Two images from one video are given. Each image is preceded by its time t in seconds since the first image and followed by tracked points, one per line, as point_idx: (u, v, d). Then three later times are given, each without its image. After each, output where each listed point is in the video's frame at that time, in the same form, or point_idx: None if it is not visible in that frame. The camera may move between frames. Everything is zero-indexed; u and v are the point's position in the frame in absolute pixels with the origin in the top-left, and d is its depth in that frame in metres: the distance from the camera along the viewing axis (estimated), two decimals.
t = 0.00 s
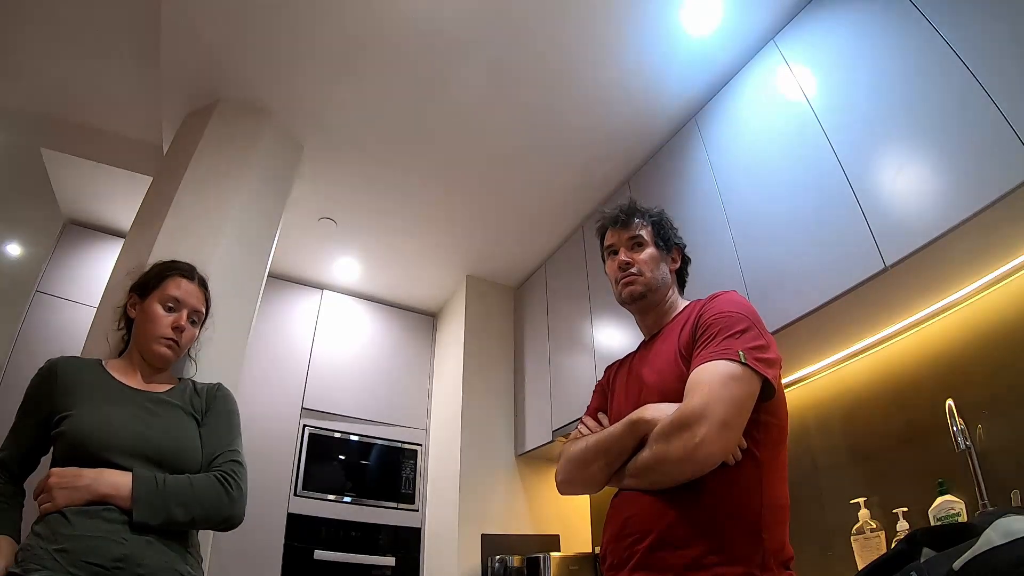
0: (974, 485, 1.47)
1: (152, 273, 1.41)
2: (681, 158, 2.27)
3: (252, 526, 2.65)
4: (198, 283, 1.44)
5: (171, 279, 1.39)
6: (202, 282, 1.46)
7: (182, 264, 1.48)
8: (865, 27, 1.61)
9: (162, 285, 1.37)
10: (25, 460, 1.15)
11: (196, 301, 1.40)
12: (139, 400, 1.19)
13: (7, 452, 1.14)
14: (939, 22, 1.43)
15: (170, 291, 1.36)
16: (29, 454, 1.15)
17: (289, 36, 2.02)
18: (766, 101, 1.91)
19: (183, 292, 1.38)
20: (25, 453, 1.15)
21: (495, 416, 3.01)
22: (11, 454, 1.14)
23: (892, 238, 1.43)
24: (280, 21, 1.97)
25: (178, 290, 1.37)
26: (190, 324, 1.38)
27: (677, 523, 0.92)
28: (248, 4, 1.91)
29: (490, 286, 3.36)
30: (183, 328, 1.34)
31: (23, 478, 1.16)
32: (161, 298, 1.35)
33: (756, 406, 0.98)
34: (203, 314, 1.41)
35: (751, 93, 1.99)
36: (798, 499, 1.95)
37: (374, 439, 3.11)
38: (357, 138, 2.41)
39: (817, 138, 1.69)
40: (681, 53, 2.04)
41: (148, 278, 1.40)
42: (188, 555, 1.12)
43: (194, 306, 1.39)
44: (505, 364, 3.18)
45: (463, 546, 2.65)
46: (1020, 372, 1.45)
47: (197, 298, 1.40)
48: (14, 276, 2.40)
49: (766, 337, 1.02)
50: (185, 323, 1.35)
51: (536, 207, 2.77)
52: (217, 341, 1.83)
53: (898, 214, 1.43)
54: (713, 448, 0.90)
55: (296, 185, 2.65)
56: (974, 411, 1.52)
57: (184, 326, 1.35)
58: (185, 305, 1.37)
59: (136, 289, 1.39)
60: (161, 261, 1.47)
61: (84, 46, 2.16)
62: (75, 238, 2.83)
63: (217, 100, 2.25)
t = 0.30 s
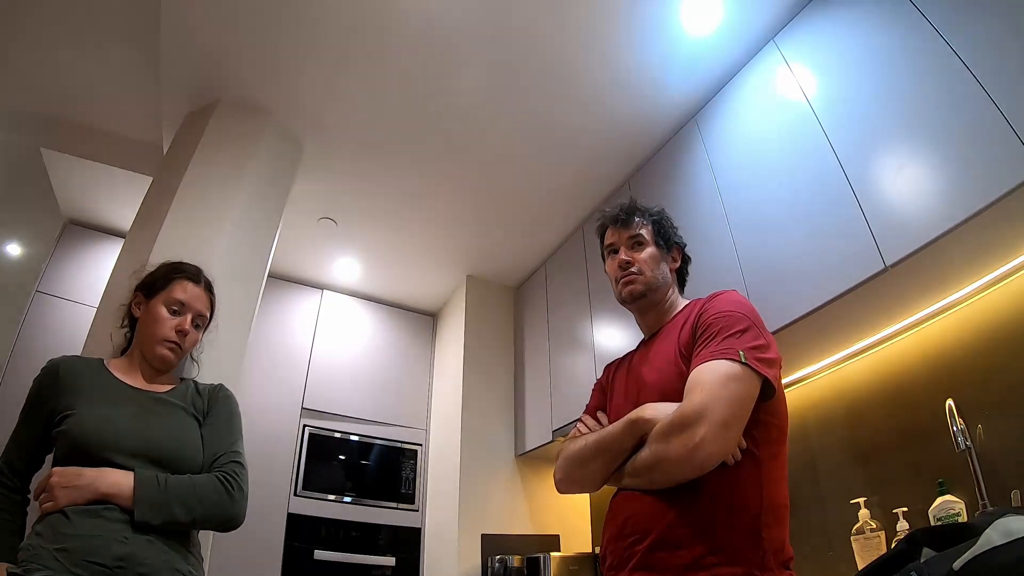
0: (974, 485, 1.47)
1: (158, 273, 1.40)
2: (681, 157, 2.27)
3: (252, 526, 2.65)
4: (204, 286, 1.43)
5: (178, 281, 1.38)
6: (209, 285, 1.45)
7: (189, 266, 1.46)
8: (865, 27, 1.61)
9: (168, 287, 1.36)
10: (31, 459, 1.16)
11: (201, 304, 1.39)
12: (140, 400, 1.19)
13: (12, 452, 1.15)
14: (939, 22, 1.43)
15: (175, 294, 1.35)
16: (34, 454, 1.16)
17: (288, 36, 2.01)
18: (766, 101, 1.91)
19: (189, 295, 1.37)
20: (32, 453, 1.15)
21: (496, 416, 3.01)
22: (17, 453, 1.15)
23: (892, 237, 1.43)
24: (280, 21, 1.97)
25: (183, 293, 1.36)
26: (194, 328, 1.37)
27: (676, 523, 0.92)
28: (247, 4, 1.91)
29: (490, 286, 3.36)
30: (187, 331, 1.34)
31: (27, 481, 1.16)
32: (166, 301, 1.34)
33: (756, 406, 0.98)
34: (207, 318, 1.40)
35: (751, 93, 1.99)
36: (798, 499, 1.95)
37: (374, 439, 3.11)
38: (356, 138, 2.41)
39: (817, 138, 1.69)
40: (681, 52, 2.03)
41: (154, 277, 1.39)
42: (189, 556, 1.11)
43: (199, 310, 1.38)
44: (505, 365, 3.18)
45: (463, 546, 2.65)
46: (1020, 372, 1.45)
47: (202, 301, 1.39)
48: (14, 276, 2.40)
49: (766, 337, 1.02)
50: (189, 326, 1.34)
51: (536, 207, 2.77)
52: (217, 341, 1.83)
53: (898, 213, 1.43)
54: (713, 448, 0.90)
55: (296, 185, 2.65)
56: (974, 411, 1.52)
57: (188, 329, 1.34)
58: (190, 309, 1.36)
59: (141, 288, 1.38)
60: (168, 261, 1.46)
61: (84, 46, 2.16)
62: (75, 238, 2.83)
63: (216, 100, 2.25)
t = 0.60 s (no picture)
0: (974, 485, 1.47)
1: (159, 273, 1.40)
2: (681, 157, 2.27)
3: (252, 526, 2.65)
4: (205, 287, 1.43)
5: (178, 282, 1.38)
6: (209, 285, 1.45)
7: (190, 266, 1.46)
8: (865, 28, 1.61)
9: (168, 288, 1.36)
10: (26, 455, 1.15)
11: (201, 305, 1.39)
12: (140, 399, 1.19)
13: (6, 448, 1.14)
14: (939, 23, 1.43)
15: (175, 295, 1.35)
16: (29, 450, 1.15)
17: (288, 36, 2.01)
18: (766, 100, 1.91)
19: (189, 296, 1.37)
20: (26, 449, 1.15)
21: (496, 416, 3.01)
22: (12, 450, 1.14)
23: (892, 237, 1.43)
24: (280, 21, 1.97)
25: (183, 294, 1.36)
26: (194, 329, 1.37)
27: (676, 523, 0.92)
28: (247, 3, 1.91)
29: (490, 286, 3.36)
30: (186, 332, 1.33)
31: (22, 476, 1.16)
32: (166, 302, 1.34)
33: (756, 406, 0.98)
34: (207, 318, 1.40)
35: (751, 93, 1.99)
36: (798, 499, 1.95)
37: (374, 439, 3.11)
38: (356, 138, 2.41)
39: (817, 138, 1.69)
40: (681, 52, 2.03)
41: (155, 277, 1.39)
42: (192, 554, 1.12)
43: (200, 311, 1.38)
44: (505, 365, 3.18)
45: (463, 546, 2.65)
46: (1020, 372, 1.45)
47: (203, 302, 1.39)
48: (14, 276, 2.40)
49: (766, 336, 1.02)
50: (189, 327, 1.34)
51: (536, 207, 2.77)
52: (217, 341, 1.83)
53: (898, 213, 1.43)
54: (713, 448, 0.90)
55: (296, 185, 2.65)
56: (974, 410, 1.52)
57: (188, 330, 1.34)
58: (190, 310, 1.36)
59: (141, 288, 1.38)
60: (169, 261, 1.46)
61: (83, 46, 2.16)
62: (75, 238, 2.83)
63: (216, 100, 2.25)
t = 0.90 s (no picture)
0: (974, 485, 1.47)
1: (159, 274, 1.40)
2: (680, 157, 2.27)
3: (253, 526, 2.65)
4: (205, 286, 1.43)
5: (178, 282, 1.38)
6: (210, 285, 1.45)
7: (190, 266, 1.46)
8: (865, 28, 1.61)
9: (168, 288, 1.36)
10: (26, 454, 1.15)
11: (201, 305, 1.39)
12: (142, 400, 1.19)
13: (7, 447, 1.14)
14: (939, 23, 1.43)
15: (176, 295, 1.35)
16: (29, 449, 1.15)
17: (288, 36, 2.02)
18: (766, 100, 1.91)
19: (189, 296, 1.37)
20: (26, 448, 1.15)
21: (495, 416, 3.01)
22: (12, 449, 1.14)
23: (892, 237, 1.43)
24: (280, 22, 1.97)
25: (184, 295, 1.36)
26: (195, 329, 1.37)
27: (676, 524, 0.92)
28: (247, 4, 1.91)
29: (490, 286, 3.36)
30: (187, 332, 1.33)
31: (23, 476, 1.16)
32: (167, 302, 1.34)
33: (756, 406, 0.98)
34: (207, 318, 1.40)
35: (751, 94, 1.99)
36: (798, 499, 1.95)
37: (373, 439, 3.12)
38: (356, 138, 2.41)
39: (817, 138, 1.69)
40: (681, 52, 2.03)
41: (155, 278, 1.39)
42: (195, 555, 1.12)
43: (200, 311, 1.38)
44: (505, 365, 3.18)
45: (463, 546, 2.65)
46: (1020, 372, 1.45)
47: (203, 302, 1.39)
48: (14, 276, 2.40)
49: (766, 337, 1.02)
50: (190, 328, 1.34)
51: (536, 207, 2.77)
52: (217, 341, 1.83)
53: (898, 213, 1.43)
54: (713, 449, 0.90)
55: (296, 185, 2.65)
56: (974, 410, 1.52)
57: (189, 331, 1.34)
58: (190, 310, 1.36)
59: (141, 288, 1.38)
60: (169, 261, 1.46)
61: (83, 46, 2.16)
62: (76, 237, 2.83)
63: (216, 100, 2.25)
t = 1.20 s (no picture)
0: (974, 485, 1.47)
1: (158, 274, 1.39)
2: (681, 157, 2.27)
3: (253, 526, 2.65)
4: (205, 286, 1.43)
5: (177, 282, 1.37)
6: (210, 285, 1.44)
7: (189, 265, 1.45)
8: (865, 28, 1.61)
9: (168, 288, 1.36)
10: (31, 460, 1.15)
11: (202, 305, 1.39)
12: (144, 400, 1.19)
13: (11, 453, 1.14)
14: (939, 23, 1.43)
15: (175, 296, 1.35)
16: (33, 454, 1.15)
17: (288, 36, 2.02)
18: (766, 100, 1.91)
19: (189, 296, 1.36)
20: (31, 454, 1.15)
21: (495, 416, 3.01)
22: (17, 454, 1.14)
23: (892, 237, 1.43)
24: (279, 22, 1.97)
25: (184, 295, 1.36)
26: (195, 329, 1.37)
27: (677, 524, 0.92)
28: (246, 4, 1.91)
29: (490, 286, 3.36)
30: (187, 333, 1.33)
31: (27, 482, 1.15)
32: (166, 303, 1.33)
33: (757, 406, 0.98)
34: (208, 318, 1.40)
35: (750, 94, 1.99)
36: (798, 499, 1.95)
37: (373, 439, 3.11)
38: (356, 138, 2.41)
39: (817, 138, 1.69)
40: (681, 52, 2.03)
41: (155, 278, 1.39)
42: (198, 556, 1.12)
43: (200, 311, 1.38)
44: (505, 365, 3.18)
45: (462, 546, 2.65)
46: (1020, 372, 1.45)
47: (203, 302, 1.39)
48: (14, 276, 2.40)
49: (767, 337, 1.02)
50: (190, 328, 1.34)
51: (536, 207, 2.77)
52: (216, 341, 1.83)
53: (899, 213, 1.43)
54: (714, 449, 0.90)
55: (296, 185, 2.65)
56: (974, 411, 1.52)
57: (189, 331, 1.34)
58: (190, 310, 1.36)
59: (141, 289, 1.38)
60: (169, 261, 1.45)
61: (83, 46, 2.16)
62: (76, 238, 2.83)
63: (216, 100, 2.25)
